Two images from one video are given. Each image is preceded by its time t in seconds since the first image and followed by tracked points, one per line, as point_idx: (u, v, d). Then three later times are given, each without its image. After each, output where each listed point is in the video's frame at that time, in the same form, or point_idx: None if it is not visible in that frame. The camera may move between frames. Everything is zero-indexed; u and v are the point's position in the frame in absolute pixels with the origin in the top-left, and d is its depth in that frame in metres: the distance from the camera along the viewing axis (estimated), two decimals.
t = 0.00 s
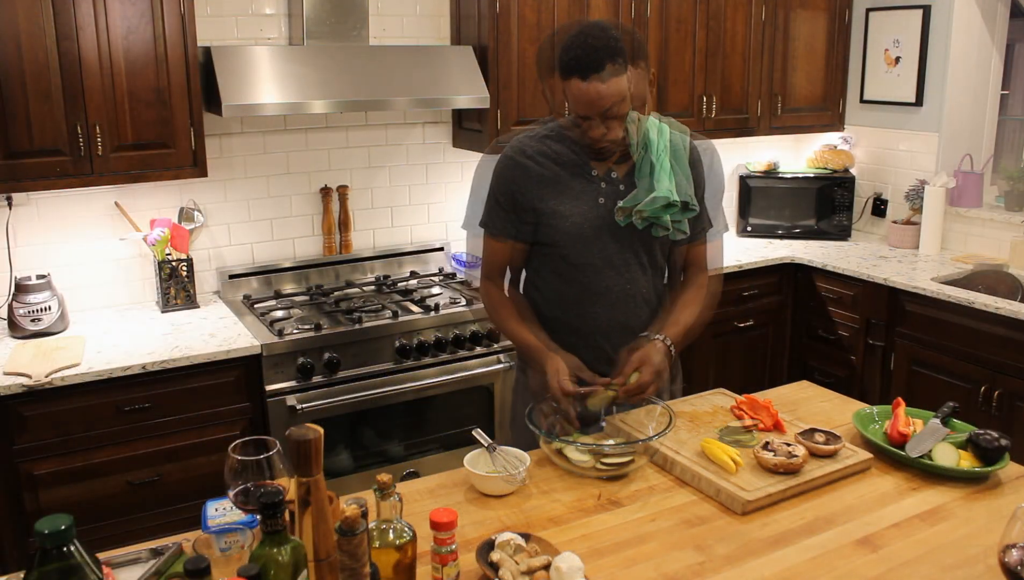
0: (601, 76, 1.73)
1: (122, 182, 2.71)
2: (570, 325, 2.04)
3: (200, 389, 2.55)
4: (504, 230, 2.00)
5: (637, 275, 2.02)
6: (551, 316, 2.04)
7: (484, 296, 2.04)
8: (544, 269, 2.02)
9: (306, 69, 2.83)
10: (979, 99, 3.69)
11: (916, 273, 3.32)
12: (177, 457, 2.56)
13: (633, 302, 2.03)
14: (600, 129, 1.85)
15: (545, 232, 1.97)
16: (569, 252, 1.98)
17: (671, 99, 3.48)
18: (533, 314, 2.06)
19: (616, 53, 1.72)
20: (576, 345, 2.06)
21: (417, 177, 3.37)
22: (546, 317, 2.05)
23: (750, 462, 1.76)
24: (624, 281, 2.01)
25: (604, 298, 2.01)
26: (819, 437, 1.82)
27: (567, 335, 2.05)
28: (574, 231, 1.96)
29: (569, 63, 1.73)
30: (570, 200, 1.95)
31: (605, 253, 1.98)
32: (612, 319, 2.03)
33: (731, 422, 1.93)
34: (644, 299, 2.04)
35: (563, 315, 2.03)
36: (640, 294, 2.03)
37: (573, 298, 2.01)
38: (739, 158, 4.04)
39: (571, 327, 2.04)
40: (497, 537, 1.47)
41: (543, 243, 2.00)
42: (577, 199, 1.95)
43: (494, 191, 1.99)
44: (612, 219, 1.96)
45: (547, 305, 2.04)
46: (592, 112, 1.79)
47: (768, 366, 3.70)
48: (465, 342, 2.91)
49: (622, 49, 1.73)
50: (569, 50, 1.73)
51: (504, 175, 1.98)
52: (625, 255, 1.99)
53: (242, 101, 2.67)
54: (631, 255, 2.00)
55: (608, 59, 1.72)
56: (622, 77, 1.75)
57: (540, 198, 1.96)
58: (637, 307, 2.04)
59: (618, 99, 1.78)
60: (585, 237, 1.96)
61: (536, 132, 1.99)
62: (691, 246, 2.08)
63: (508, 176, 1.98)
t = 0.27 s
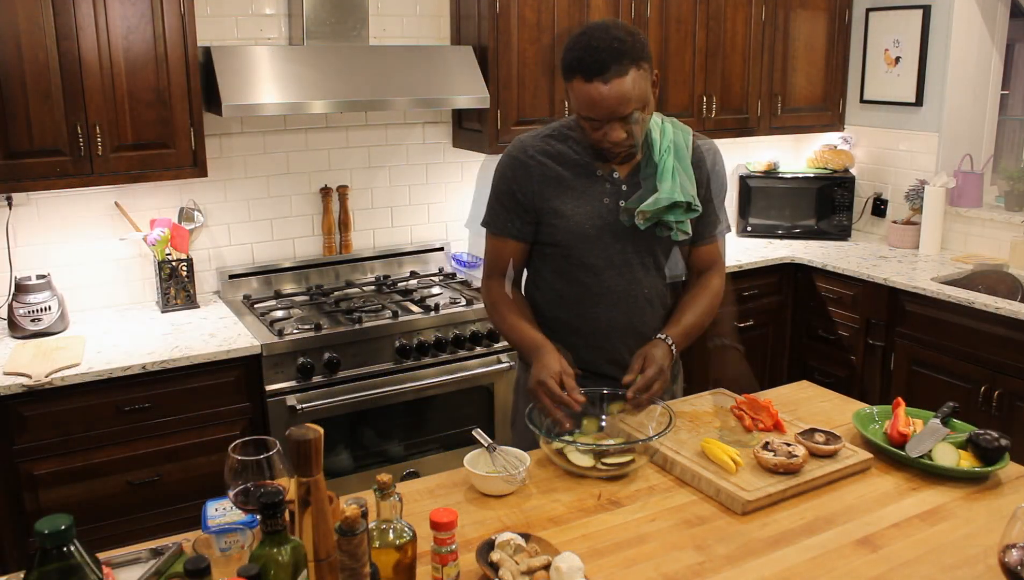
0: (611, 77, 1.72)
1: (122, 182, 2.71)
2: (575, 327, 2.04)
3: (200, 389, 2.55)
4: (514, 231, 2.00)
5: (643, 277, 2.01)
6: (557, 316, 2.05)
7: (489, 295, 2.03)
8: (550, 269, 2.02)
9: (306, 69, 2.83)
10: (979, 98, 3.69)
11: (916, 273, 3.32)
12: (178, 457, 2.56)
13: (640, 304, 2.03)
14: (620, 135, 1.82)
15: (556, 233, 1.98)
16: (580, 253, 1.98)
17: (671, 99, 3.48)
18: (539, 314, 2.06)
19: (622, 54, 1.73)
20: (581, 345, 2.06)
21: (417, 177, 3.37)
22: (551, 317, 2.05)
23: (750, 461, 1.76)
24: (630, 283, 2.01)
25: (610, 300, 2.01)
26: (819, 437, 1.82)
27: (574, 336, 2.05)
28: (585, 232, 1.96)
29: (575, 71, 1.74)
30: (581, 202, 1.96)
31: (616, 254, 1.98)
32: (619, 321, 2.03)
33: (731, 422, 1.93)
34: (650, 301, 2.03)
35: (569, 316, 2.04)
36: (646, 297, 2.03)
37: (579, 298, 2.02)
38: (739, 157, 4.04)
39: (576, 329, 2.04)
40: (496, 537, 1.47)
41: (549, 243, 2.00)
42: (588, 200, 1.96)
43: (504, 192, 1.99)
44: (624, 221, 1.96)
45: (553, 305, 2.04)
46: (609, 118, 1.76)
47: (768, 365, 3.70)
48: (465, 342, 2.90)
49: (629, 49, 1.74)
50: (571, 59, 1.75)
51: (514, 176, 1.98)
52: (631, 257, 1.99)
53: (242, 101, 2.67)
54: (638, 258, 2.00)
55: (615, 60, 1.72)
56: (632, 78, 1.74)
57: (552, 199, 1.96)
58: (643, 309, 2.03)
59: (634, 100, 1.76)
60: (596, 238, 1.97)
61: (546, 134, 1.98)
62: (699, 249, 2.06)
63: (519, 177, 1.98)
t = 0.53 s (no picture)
0: (615, 78, 1.70)
1: (122, 182, 2.71)
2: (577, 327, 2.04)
3: (201, 389, 2.55)
4: (517, 231, 1.97)
5: (645, 278, 2.01)
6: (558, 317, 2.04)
7: (495, 296, 2.00)
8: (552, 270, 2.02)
9: (306, 69, 2.83)
10: (980, 98, 3.69)
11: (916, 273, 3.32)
12: (177, 458, 2.56)
13: (641, 305, 2.02)
14: (625, 136, 1.79)
15: (558, 235, 1.97)
16: (581, 254, 1.97)
17: (671, 99, 3.48)
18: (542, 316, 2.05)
19: (623, 53, 1.71)
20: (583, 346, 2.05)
21: (417, 177, 3.37)
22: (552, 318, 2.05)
23: (751, 462, 1.76)
24: (632, 284, 2.00)
25: (611, 301, 2.01)
26: (819, 437, 1.82)
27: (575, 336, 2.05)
28: (587, 233, 1.96)
29: (577, 73, 1.73)
30: (582, 202, 1.95)
31: (618, 255, 1.98)
32: (621, 323, 2.03)
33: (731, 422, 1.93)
34: (651, 302, 2.04)
35: (571, 317, 2.04)
36: (648, 297, 2.02)
37: (581, 299, 2.01)
38: (739, 157, 4.04)
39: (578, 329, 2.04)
40: (496, 537, 1.47)
41: (552, 244, 1.99)
42: (590, 201, 1.95)
43: (506, 192, 1.97)
44: (625, 222, 1.97)
45: (555, 305, 2.04)
46: (612, 119, 1.75)
47: (768, 365, 3.70)
48: (465, 342, 2.90)
49: (630, 48, 1.72)
50: (572, 61, 1.74)
51: (516, 176, 1.96)
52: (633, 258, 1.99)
53: (242, 101, 2.67)
54: (640, 258, 2.00)
55: (618, 61, 1.70)
56: (635, 78, 1.72)
57: (554, 200, 1.95)
58: (645, 310, 2.03)
59: (638, 101, 1.74)
60: (598, 239, 1.96)
61: (547, 134, 1.98)
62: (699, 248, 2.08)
63: (521, 178, 1.96)
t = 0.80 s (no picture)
0: (618, 79, 1.70)
1: (122, 182, 2.71)
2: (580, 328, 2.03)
3: (201, 389, 2.55)
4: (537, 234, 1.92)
5: (648, 278, 2.01)
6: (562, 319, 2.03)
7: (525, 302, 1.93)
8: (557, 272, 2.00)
9: (306, 70, 2.83)
10: (980, 98, 3.69)
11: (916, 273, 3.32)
12: (177, 458, 2.56)
13: (644, 305, 2.02)
14: (630, 135, 1.79)
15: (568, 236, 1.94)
16: (588, 255, 1.96)
17: (671, 99, 3.48)
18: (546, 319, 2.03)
19: (625, 53, 1.71)
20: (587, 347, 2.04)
21: (417, 177, 3.37)
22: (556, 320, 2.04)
23: (751, 462, 1.76)
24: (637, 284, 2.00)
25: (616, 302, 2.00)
26: (818, 437, 1.82)
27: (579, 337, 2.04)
28: (595, 235, 1.94)
29: (580, 76, 1.73)
30: (590, 203, 1.93)
31: (623, 256, 1.97)
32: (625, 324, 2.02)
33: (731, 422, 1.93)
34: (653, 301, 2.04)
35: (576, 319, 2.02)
36: (651, 297, 2.03)
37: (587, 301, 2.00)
38: (739, 157, 4.04)
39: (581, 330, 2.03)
40: (496, 537, 1.47)
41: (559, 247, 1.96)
42: (597, 202, 1.93)
43: (516, 193, 1.93)
44: (630, 223, 1.96)
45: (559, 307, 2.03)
46: (615, 119, 1.75)
47: (768, 366, 3.70)
48: (465, 342, 2.90)
49: (630, 48, 1.72)
50: (573, 65, 1.74)
51: (527, 177, 1.92)
52: (638, 258, 1.99)
53: (242, 101, 2.67)
54: (644, 259, 1.99)
55: (620, 61, 1.70)
56: (638, 78, 1.71)
57: (563, 200, 1.92)
58: (648, 309, 2.03)
59: (642, 100, 1.74)
60: (604, 240, 1.95)
61: (552, 135, 1.96)
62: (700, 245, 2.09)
63: (531, 179, 1.92)
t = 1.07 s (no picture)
0: (645, 79, 1.70)
1: (122, 182, 2.71)
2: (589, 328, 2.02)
3: (201, 389, 2.55)
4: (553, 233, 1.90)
5: (659, 279, 2.01)
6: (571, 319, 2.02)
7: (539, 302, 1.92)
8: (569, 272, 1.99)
9: (306, 70, 2.83)
10: (980, 98, 3.69)
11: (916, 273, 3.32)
12: (177, 458, 2.56)
13: (653, 306, 2.03)
14: (651, 136, 1.78)
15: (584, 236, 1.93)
16: (603, 256, 1.95)
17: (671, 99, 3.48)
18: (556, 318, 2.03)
19: (653, 53, 1.71)
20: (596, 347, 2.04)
21: (417, 177, 3.37)
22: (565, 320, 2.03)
23: (750, 462, 1.76)
24: (647, 285, 2.00)
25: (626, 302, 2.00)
26: (819, 437, 1.82)
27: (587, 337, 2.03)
28: (610, 235, 1.94)
29: (607, 74, 1.73)
30: (606, 203, 1.93)
31: (635, 256, 1.97)
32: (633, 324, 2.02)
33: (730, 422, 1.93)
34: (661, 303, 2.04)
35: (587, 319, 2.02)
36: (661, 298, 2.03)
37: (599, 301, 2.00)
38: (739, 157, 4.04)
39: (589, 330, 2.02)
40: (496, 538, 1.47)
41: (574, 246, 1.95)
42: (613, 201, 1.93)
43: (533, 192, 1.91)
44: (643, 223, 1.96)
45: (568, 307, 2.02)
46: (641, 119, 1.75)
47: (768, 366, 3.70)
48: (465, 342, 2.90)
49: (660, 48, 1.73)
50: (602, 62, 1.74)
51: (545, 175, 1.90)
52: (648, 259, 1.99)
53: (241, 101, 2.67)
54: (656, 260, 1.99)
55: (651, 61, 1.70)
56: (665, 79, 1.72)
57: (580, 200, 1.91)
58: (657, 310, 2.03)
59: (667, 102, 1.74)
60: (619, 240, 1.95)
61: (568, 133, 1.95)
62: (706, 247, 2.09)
63: (548, 177, 1.90)
